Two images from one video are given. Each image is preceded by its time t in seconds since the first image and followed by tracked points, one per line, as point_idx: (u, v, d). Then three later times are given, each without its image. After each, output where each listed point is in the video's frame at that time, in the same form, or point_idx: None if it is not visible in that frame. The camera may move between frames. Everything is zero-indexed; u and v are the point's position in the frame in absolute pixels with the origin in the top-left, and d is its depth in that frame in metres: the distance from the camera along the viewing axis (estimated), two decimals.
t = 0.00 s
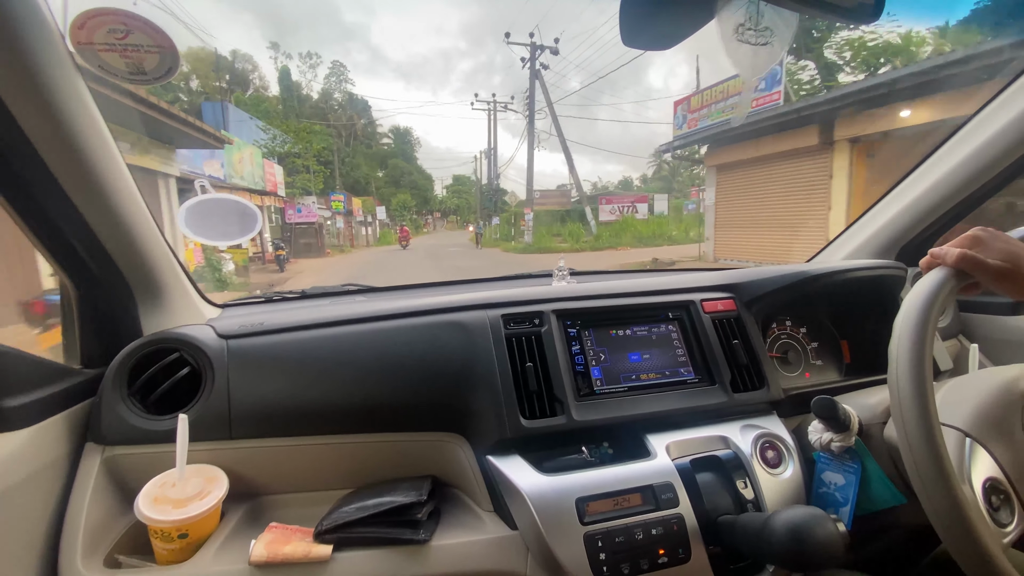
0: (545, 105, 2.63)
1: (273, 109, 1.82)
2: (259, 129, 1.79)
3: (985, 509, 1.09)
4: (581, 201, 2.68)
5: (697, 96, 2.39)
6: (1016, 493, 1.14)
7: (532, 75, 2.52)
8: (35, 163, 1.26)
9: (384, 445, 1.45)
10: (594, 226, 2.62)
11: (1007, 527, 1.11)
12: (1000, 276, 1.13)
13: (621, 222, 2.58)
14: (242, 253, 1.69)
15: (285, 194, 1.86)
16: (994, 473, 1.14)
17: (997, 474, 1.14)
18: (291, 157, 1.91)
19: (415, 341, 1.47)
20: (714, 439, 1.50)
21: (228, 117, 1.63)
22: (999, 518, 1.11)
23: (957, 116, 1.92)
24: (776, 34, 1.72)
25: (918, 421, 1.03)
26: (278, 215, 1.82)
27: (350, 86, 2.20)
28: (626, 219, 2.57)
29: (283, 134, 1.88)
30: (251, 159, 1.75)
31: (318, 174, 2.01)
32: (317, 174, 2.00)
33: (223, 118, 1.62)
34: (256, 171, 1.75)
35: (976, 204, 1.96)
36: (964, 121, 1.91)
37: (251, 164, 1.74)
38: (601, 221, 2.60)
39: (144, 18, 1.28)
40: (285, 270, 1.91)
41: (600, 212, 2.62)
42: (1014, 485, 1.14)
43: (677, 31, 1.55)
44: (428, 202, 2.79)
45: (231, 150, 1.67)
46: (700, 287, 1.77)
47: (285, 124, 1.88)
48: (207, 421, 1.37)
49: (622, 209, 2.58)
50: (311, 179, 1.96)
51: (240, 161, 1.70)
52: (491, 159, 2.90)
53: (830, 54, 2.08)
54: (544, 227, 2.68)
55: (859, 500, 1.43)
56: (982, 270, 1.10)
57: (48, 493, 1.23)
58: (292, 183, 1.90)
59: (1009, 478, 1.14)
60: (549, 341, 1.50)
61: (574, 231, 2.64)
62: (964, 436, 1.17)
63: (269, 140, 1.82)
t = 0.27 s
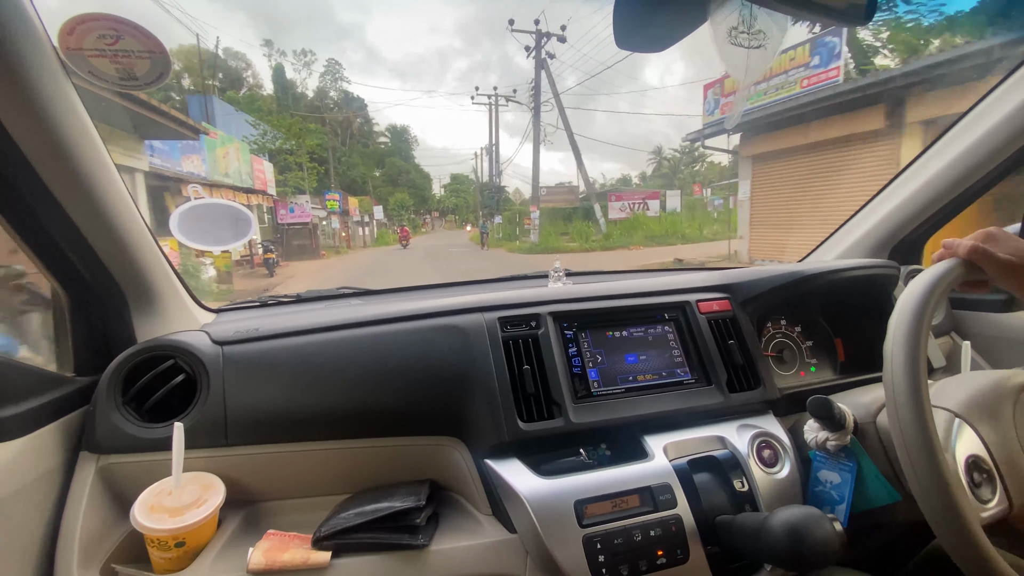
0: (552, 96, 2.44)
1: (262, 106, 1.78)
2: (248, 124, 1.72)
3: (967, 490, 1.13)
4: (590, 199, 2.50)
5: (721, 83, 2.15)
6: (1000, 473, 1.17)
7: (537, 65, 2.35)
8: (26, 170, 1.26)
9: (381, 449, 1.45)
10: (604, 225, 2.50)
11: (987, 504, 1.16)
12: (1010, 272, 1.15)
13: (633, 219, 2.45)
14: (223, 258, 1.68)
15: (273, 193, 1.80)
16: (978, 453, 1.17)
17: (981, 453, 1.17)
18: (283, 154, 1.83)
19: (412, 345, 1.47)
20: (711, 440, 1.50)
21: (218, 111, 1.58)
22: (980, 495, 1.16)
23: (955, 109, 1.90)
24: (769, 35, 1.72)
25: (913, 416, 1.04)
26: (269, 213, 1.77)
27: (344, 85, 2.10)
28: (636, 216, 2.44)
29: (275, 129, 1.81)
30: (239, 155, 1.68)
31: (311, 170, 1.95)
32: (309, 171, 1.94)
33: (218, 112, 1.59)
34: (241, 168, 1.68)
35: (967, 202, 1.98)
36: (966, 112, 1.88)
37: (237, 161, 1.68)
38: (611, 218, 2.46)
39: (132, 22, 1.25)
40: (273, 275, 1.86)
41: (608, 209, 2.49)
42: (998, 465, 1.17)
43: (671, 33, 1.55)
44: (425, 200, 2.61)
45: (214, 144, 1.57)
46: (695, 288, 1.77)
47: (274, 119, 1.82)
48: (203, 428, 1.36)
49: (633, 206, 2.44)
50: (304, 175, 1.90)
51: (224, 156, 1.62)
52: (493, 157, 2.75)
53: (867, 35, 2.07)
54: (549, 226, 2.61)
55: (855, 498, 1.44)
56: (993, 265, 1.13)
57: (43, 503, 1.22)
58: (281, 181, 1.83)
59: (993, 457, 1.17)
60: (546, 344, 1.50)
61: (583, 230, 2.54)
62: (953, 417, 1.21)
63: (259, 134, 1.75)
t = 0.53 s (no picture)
0: (556, 85, 2.42)
1: (252, 101, 1.77)
2: (233, 116, 1.70)
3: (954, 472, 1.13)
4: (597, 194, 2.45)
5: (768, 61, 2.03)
6: (988, 454, 1.15)
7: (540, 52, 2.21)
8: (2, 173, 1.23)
9: (373, 451, 1.44)
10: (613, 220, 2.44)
11: (974, 485, 1.14)
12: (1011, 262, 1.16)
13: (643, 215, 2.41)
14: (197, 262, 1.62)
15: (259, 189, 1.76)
16: (966, 434, 1.17)
17: (970, 434, 1.17)
18: (270, 148, 1.82)
19: (403, 345, 1.46)
20: (705, 435, 1.50)
21: (202, 105, 1.56)
22: (966, 475, 1.15)
23: (937, 106, 1.92)
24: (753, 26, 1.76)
25: (905, 407, 1.04)
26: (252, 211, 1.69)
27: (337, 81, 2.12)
28: (646, 211, 2.40)
29: (263, 124, 1.81)
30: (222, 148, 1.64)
31: (301, 165, 1.92)
32: (298, 168, 1.90)
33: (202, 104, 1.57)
34: (222, 162, 1.65)
35: (957, 193, 1.99)
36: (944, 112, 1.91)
37: (214, 154, 1.62)
38: (619, 214, 2.43)
39: (111, 21, 1.24)
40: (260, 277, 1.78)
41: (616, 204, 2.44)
42: (987, 447, 1.16)
43: (659, 28, 1.55)
44: (420, 197, 2.55)
45: (190, 135, 1.52)
46: (688, 283, 1.77)
47: (262, 112, 1.80)
48: (191, 433, 1.34)
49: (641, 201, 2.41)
50: (292, 171, 1.85)
51: (202, 148, 1.56)
52: (490, 151, 2.65)
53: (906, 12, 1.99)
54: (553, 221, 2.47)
55: (848, 490, 1.44)
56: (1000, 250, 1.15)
57: (29, 512, 1.20)
58: (265, 178, 1.79)
59: (982, 439, 1.16)
60: (538, 341, 1.49)
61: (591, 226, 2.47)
62: (943, 401, 1.23)
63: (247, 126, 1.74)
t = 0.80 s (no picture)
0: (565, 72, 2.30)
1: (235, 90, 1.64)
2: (217, 107, 1.60)
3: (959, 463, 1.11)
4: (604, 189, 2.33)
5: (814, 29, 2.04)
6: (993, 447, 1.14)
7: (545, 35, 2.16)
8: None
9: (372, 456, 1.41)
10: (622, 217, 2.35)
11: (979, 476, 1.13)
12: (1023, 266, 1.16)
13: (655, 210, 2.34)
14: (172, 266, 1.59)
15: (245, 185, 1.68)
16: (969, 424, 1.15)
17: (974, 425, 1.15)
18: (260, 141, 1.69)
19: (401, 348, 1.43)
20: (709, 437, 1.48)
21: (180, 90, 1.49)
22: (971, 466, 1.13)
23: (938, 103, 1.91)
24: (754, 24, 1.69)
25: (914, 415, 1.02)
26: (238, 208, 1.64)
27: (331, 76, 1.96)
28: (656, 206, 2.33)
29: (252, 116, 1.67)
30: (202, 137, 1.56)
31: (292, 159, 1.78)
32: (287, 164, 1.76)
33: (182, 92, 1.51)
34: (202, 153, 1.57)
35: (958, 190, 1.98)
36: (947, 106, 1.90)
37: (194, 145, 1.54)
38: (629, 210, 2.33)
39: (97, 18, 1.23)
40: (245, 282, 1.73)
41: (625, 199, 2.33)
42: (991, 439, 1.14)
43: (655, 24, 1.53)
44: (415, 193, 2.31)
45: (162, 122, 1.45)
46: (689, 283, 1.75)
47: (246, 103, 1.66)
48: (185, 440, 1.31)
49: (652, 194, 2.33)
50: (284, 169, 1.74)
51: (177, 138, 1.49)
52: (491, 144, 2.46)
53: None
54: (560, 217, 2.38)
55: (853, 491, 1.43)
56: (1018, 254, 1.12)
57: (19, 523, 1.17)
58: (249, 175, 1.68)
59: (986, 431, 1.15)
60: (539, 343, 1.47)
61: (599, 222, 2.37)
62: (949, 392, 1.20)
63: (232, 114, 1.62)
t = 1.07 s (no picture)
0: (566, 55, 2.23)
1: (217, 83, 1.67)
2: (195, 96, 1.61)
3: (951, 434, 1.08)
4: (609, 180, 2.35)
5: None
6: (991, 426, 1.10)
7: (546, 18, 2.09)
8: None
9: (359, 458, 1.37)
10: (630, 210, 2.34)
11: (972, 451, 1.09)
12: None
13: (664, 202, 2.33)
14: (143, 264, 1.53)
15: (227, 181, 1.64)
16: (966, 399, 1.12)
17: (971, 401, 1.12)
18: (242, 133, 1.72)
19: (389, 347, 1.39)
20: (705, 436, 1.44)
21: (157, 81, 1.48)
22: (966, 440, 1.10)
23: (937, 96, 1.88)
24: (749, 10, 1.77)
25: (919, 415, 0.98)
26: (219, 204, 1.61)
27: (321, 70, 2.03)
28: (665, 197, 2.33)
29: (236, 109, 1.71)
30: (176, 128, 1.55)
31: (278, 151, 1.80)
32: (272, 158, 1.76)
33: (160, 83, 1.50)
34: (179, 144, 1.54)
35: (957, 183, 1.95)
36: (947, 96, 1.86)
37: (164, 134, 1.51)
38: (636, 203, 2.32)
39: (69, 6, 1.19)
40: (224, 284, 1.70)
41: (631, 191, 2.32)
42: (990, 418, 1.10)
43: (648, 9, 1.47)
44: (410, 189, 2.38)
45: (128, 110, 1.42)
46: (685, 278, 1.71)
47: (226, 93, 1.69)
48: (164, 444, 1.27)
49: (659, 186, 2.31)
50: (269, 164, 1.73)
51: (145, 126, 1.46)
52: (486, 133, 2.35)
53: None
54: (562, 210, 2.34)
55: (853, 490, 1.40)
56: None
57: None
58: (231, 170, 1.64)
59: (986, 409, 1.10)
60: (532, 341, 1.43)
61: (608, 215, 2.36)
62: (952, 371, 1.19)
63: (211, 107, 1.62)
